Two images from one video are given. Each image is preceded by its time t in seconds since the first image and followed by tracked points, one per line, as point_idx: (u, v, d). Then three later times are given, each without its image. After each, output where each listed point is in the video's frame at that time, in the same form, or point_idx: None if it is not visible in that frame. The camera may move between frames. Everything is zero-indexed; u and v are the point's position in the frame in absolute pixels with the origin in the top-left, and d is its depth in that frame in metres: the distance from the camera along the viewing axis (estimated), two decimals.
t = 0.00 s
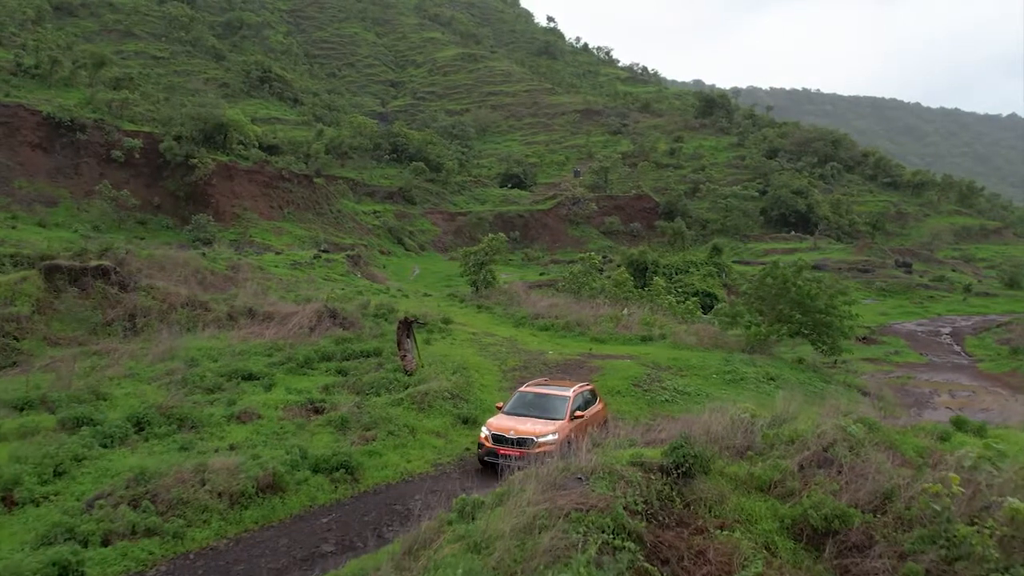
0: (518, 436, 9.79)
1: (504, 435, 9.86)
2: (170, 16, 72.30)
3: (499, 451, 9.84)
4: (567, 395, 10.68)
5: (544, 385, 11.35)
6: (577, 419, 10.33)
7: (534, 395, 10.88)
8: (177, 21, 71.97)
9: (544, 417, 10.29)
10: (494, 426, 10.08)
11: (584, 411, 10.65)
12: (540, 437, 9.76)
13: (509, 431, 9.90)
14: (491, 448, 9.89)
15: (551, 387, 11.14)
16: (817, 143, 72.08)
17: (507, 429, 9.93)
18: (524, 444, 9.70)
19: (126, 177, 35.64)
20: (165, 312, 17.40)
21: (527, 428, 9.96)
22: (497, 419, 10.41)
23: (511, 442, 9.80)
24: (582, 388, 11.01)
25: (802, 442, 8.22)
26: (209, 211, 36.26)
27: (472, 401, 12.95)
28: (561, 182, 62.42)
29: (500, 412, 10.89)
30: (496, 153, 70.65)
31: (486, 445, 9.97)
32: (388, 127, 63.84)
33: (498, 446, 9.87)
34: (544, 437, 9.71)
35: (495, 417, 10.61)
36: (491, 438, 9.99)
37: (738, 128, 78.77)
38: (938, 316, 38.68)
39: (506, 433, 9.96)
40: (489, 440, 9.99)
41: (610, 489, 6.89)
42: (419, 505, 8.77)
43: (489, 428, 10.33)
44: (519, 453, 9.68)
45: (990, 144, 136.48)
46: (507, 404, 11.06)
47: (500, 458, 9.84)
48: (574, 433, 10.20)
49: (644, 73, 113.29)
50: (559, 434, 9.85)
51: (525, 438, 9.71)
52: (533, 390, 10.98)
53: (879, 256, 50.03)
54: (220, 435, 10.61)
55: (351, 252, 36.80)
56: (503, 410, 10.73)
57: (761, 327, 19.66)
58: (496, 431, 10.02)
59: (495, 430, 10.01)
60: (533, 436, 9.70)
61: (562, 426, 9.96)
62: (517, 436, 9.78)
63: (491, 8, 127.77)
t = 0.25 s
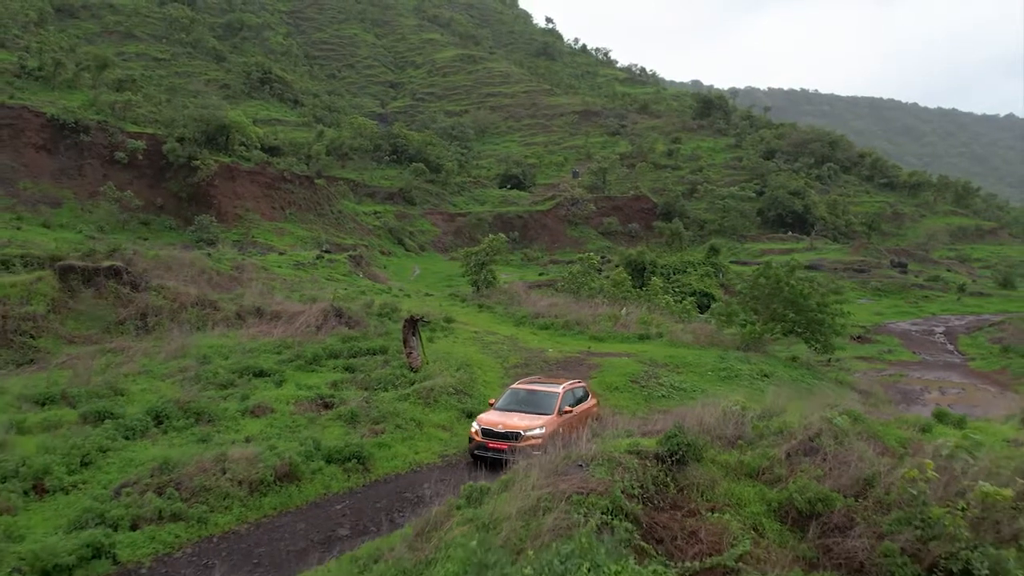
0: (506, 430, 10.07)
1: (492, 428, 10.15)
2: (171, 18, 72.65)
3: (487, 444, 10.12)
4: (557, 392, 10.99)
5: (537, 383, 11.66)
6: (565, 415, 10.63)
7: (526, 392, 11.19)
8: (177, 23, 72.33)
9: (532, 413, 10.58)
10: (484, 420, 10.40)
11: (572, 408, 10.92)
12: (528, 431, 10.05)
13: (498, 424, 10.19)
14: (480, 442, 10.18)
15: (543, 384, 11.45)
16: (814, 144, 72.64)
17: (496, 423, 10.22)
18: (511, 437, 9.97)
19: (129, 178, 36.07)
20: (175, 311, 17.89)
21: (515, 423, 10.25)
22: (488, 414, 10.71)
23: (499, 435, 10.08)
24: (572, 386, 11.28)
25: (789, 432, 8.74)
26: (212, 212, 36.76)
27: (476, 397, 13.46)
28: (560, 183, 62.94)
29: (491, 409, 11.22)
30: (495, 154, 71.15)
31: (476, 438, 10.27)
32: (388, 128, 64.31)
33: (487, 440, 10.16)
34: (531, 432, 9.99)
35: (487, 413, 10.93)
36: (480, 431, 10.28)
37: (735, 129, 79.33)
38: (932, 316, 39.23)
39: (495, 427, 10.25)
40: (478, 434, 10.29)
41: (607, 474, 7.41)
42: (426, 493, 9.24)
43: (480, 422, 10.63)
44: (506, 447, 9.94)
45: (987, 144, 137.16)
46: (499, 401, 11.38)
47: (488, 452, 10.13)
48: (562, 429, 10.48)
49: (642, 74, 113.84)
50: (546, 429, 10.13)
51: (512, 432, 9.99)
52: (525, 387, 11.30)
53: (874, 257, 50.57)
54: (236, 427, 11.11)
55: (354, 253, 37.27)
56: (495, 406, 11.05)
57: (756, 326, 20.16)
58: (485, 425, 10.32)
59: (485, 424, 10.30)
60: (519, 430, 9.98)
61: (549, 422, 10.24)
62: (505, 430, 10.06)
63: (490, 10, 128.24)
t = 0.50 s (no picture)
0: (495, 424, 10.49)
1: (481, 423, 10.58)
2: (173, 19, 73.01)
3: (477, 439, 10.55)
4: (546, 388, 11.41)
5: (529, 379, 12.07)
6: (553, 411, 11.05)
7: (517, 389, 11.60)
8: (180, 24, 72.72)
9: (521, 408, 11.00)
10: (473, 416, 10.83)
11: (561, 404, 11.33)
12: (516, 425, 10.45)
13: (487, 420, 10.62)
14: (470, 437, 10.62)
15: (534, 380, 11.86)
16: (812, 145, 73.22)
17: (486, 419, 10.65)
18: (499, 431, 10.39)
19: (135, 179, 36.55)
20: (188, 310, 18.44)
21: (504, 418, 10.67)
22: (479, 410, 11.14)
23: (488, 430, 10.51)
24: (560, 384, 11.66)
25: (777, 424, 9.32)
26: (216, 213, 37.34)
27: (480, 392, 14.03)
28: (560, 184, 63.49)
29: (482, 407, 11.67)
30: (496, 155, 71.69)
31: (467, 433, 10.69)
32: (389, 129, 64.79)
33: (476, 434, 10.59)
34: (518, 426, 10.40)
35: (478, 409, 11.37)
36: (470, 427, 10.72)
37: (734, 130, 79.86)
38: (927, 315, 39.77)
39: (485, 422, 10.68)
40: (468, 429, 10.72)
41: (606, 458, 8.00)
42: (433, 480, 9.86)
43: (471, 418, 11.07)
44: (495, 441, 10.36)
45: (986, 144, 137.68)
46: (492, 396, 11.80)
47: (478, 446, 10.56)
48: (550, 423, 10.88)
49: (642, 75, 114.33)
50: (533, 424, 10.52)
51: (501, 426, 10.41)
52: (516, 384, 11.72)
53: (871, 257, 51.11)
54: (253, 419, 11.67)
55: (357, 253, 37.82)
56: (487, 402, 11.45)
57: (751, 324, 20.72)
58: (476, 420, 10.76)
59: (475, 420, 10.75)
60: (508, 425, 10.38)
61: (537, 417, 10.63)
62: (494, 424, 10.48)
63: (490, 11, 128.67)
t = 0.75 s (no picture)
0: (481, 417, 10.98)
1: (468, 416, 11.06)
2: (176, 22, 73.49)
3: (465, 431, 11.03)
4: (533, 383, 11.86)
5: (519, 375, 12.52)
6: (538, 405, 11.50)
7: (507, 384, 12.06)
8: (183, 27, 73.27)
9: (508, 402, 11.47)
10: (462, 408, 11.31)
11: (547, 399, 11.80)
12: (501, 418, 10.92)
13: (474, 412, 11.10)
14: (458, 428, 11.11)
15: (524, 376, 12.31)
16: (809, 147, 73.95)
17: (474, 412, 11.13)
18: (485, 424, 10.88)
19: (141, 181, 37.16)
20: (202, 309, 19.19)
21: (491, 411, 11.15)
22: (468, 403, 11.62)
23: (475, 422, 10.99)
24: (548, 379, 12.12)
25: (762, 415, 10.10)
26: (221, 214, 37.98)
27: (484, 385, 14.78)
28: (560, 185, 64.22)
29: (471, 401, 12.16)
30: (496, 157, 72.37)
31: (455, 425, 11.19)
32: (391, 131, 65.45)
33: (464, 427, 11.08)
34: (504, 419, 10.87)
35: (468, 402, 11.85)
36: (459, 419, 11.20)
37: (732, 132, 80.56)
38: (921, 315, 40.49)
39: (472, 415, 11.16)
40: (457, 421, 11.20)
41: (601, 442, 8.75)
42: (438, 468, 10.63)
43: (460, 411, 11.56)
44: (480, 433, 10.88)
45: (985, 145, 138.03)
46: (483, 391, 12.28)
47: (467, 438, 11.05)
48: (535, 417, 11.34)
49: (642, 76, 115.01)
50: (518, 417, 10.99)
51: (487, 418, 10.89)
52: (506, 379, 12.17)
53: (867, 257, 51.82)
54: (272, 411, 12.42)
55: (361, 254, 38.55)
56: (477, 396, 11.94)
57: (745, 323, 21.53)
58: (464, 413, 11.23)
59: (463, 412, 11.23)
60: (493, 417, 10.86)
61: (522, 410, 11.10)
62: (480, 417, 10.97)
63: (490, 12, 129.32)
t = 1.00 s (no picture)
0: (469, 413, 11.64)
1: (457, 412, 11.74)
2: (179, 24, 73.86)
3: (454, 426, 11.72)
4: (521, 379, 12.50)
5: (508, 371, 13.18)
6: (525, 400, 12.15)
7: (496, 380, 12.72)
8: (186, 28, 73.71)
9: (496, 398, 12.12)
10: (452, 405, 11.99)
11: (534, 394, 12.44)
12: (488, 414, 11.58)
13: (463, 408, 11.78)
14: (448, 424, 11.80)
15: (513, 373, 12.96)
16: (807, 148, 74.65)
17: (462, 407, 11.81)
18: (473, 419, 11.54)
19: (147, 182, 37.70)
20: (214, 308, 19.91)
21: (479, 408, 11.81)
22: (458, 400, 12.30)
23: (464, 418, 11.67)
24: (535, 375, 12.76)
25: (749, 406, 10.82)
26: (226, 215, 38.62)
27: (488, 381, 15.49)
28: (560, 186, 64.89)
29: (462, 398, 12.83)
30: (497, 158, 73.02)
31: (445, 420, 11.89)
32: (392, 133, 66.07)
33: (453, 422, 11.76)
34: (490, 414, 11.53)
35: (459, 399, 12.53)
36: (448, 415, 11.90)
37: (731, 133, 81.20)
38: (915, 314, 41.10)
39: (461, 411, 11.85)
40: (447, 417, 11.89)
41: (598, 429, 9.48)
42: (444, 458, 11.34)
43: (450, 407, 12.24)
44: (468, 428, 11.53)
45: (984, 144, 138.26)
46: (475, 387, 12.95)
47: (456, 432, 11.73)
48: (522, 412, 11.97)
49: (641, 77, 115.67)
50: (504, 412, 11.64)
51: (474, 415, 11.56)
52: (496, 376, 12.83)
53: (863, 257, 52.47)
54: (287, 404, 13.13)
55: (364, 255, 39.23)
56: (468, 392, 12.62)
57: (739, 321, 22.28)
58: (453, 409, 11.92)
59: (453, 409, 11.92)
60: (480, 413, 11.52)
61: (508, 406, 11.73)
62: (469, 413, 11.64)
63: (491, 14, 129.96)
